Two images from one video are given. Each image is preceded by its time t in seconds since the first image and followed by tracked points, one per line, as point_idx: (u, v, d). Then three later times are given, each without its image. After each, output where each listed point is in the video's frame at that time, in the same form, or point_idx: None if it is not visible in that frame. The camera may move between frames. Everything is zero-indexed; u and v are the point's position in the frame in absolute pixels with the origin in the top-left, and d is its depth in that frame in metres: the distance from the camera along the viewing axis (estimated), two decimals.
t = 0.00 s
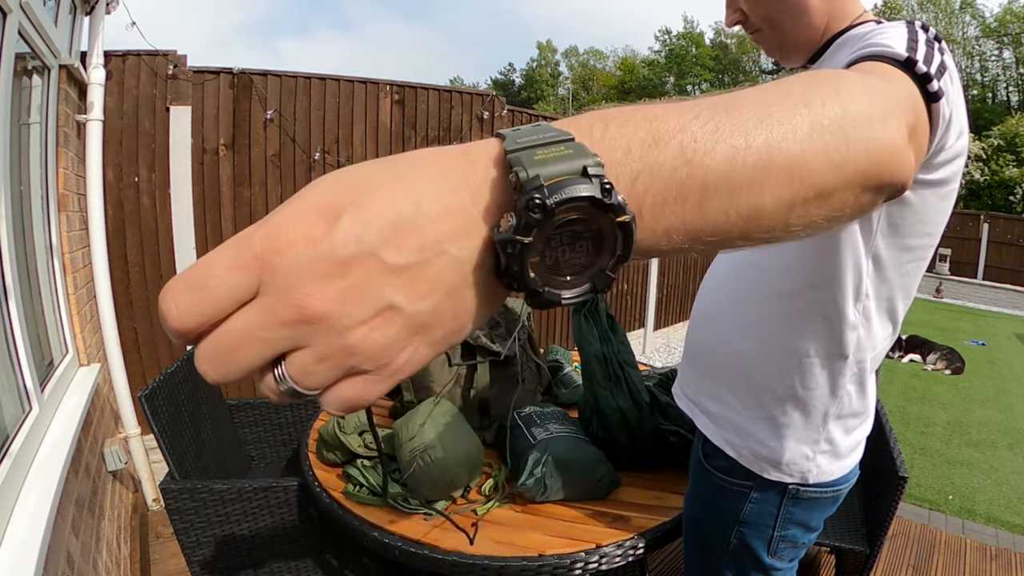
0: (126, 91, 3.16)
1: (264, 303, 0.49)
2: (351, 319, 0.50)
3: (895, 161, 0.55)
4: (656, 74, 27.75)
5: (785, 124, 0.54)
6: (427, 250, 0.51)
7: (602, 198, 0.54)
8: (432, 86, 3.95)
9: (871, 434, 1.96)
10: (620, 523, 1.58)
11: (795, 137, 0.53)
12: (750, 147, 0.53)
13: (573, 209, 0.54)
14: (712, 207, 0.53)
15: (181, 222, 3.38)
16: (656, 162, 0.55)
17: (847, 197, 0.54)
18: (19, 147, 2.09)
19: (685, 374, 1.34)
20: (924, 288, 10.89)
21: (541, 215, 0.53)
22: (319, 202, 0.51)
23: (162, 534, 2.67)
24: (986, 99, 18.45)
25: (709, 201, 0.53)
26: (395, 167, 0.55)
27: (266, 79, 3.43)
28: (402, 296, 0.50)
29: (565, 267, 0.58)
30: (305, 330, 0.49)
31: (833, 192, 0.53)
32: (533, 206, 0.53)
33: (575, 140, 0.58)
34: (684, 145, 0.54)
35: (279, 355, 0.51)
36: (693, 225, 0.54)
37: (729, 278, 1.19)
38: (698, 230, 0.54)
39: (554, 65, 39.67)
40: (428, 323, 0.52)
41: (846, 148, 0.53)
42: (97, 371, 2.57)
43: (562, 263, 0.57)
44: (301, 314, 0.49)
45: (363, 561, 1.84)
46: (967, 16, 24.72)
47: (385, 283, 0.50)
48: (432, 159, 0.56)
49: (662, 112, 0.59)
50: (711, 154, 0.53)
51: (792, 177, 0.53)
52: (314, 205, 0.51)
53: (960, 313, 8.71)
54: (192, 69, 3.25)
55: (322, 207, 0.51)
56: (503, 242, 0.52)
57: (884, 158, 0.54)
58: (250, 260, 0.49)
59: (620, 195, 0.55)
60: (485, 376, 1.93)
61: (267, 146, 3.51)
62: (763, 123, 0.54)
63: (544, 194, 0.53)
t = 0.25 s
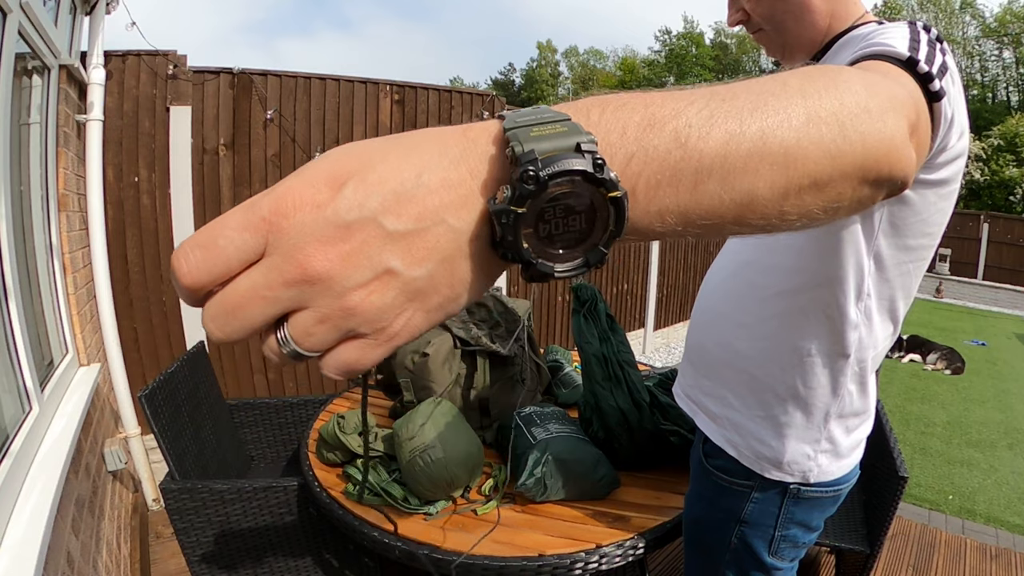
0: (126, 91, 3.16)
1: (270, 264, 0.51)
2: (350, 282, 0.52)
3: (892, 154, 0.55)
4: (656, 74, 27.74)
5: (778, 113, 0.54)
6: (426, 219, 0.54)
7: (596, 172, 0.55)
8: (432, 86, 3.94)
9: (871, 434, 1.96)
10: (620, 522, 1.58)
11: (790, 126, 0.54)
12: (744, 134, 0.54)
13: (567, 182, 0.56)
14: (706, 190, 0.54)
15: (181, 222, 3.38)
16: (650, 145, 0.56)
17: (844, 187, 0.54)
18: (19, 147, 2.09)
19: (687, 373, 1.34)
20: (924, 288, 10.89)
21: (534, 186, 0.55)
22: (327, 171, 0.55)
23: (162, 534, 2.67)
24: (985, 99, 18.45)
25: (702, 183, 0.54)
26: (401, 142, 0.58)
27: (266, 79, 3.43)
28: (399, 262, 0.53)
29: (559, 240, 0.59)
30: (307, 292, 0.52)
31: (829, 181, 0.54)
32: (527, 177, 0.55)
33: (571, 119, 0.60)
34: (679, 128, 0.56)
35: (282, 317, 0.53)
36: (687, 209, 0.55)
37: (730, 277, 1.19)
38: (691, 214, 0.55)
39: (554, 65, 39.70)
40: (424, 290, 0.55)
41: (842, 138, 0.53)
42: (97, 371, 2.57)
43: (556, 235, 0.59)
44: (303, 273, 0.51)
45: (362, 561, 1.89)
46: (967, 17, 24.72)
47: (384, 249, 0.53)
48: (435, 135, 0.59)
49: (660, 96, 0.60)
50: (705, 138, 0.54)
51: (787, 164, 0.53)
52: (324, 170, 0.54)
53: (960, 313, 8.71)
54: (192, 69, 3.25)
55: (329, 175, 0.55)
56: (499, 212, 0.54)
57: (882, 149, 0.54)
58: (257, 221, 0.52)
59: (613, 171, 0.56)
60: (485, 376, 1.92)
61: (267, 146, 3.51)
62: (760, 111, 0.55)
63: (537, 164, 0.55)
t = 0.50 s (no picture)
0: (126, 91, 3.16)
1: (272, 250, 0.51)
2: (348, 268, 0.52)
3: (884, 148, 0.55)
4: (657, 74, 27.72)
5: (768, 107, 0.54)
6: (422, 208, 0.54)
7: (585, 161, 0.55)
8: (432, 86, 3.94)
9: (871, 434, 1.96)
10: (620, 523, 1.58)
11: (780, 119, 0.54)
12: (734, 127, 0.54)
13: (556, 171, 0.56)
14: (696, 182, 0.54)
15: (181, 222, 3.38)
16: (640, 137, 0.56)
17: (835, 181, 0.54)
18: (19, 147, 2.09)
19: (687, 373, 1.34)
20: (924, 288, 10.89)
21: (525, 176, 0.55)
22: (326, 163, 0.55)
23: (162, 534, 2.67)
24: (985, 99, 18.47)
25: (692, 176, 0.54)
26: (400, 136, 0.58)
27: (266, 79, 3.43)
28: (396, 249, 0.53)
29: (551, 230, 0.59)
30: (307, 278, 0.52)
31: (820, 175, 0.54)
32: (518, 167, 0.55)
33: (562, 113, 0.60)
34: (670, 121, 0.56)
35: (284, 303, 0.53)
36: (677, 200, 0.55)
37: (730, 277, 1.19)
38: (682, 206, 0.55)
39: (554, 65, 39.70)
40: (420, 277, 0.54)
41: (832, 132, 0.53)
42: (97, 371, 2.57)
43: (547, 225, 0.58)
44: (303, 259, 0.51)
45: (363, 561, 1.90)
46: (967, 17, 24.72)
47: (381, 236, 0.53)
48: (431, 129, 0.59)
49: (650, 91, 0.60)
50: (695, 131, 0.54)
51: (776, 157, 0.53)
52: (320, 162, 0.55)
53: (959, 313, 8.72)
54: (192, 69, 3.25)
55: (329, 165, 0.55)
56: (490, 201, 0.54)
57: (874, 144, 0.54)
58: (260, 210, 0.52)
59: (602, 163, 0.56)
60: (485, 376, 1.92)
61: (267, 146, 3.51)
62: (749, 104, 0.55)
63: (527, 154, 0.55)
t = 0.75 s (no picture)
0: (126, 91, 3.16)
1: (273, 245, 0.51)
2: (348, 263, 0.52)
3: (883, 145, 0.55)
4: (657, 74, 27.72)
5: (766, 104, 0.54)
6: (421, 204, 0.54)
7: (584, 157, 0.56)
8: (432, 86, 3.94)
9: (871, 434, 1.96)
10: (620, 522, 1.58)
11: (777, 116, 0.54)
12: (732, 123, 0.54)
13: (554, 167, 0.56)
14: (695, 178, 0.54)
15: (181, 222, 3.38)
16: (639, 135, 0.56)
17: (834, 177, 0.54)
18: (19, 147, 2.09)
19: (687, 372, 1.34)
20: (924, 288, 10.88)
21: (524, 171, 0.56)
22: (327, 159, 0.55)
23: (161, 534, 2.67)
24: (985, 100, 18.47)
25: (690, 172, 0.54)
26: (401, 132, 0.58)
27: (266, 79, 3.43)
28: (395, 244, 0.53)
29: (549, 225, 0.59)
30: (308, 273, 0.52)
31: (819, 172, 0.54)
32: (517, 162, 0.55)
33: (562, 110, 0.61)
34: (668, 118, 0.56)
35: (285, 298, 0.53)
36: (677, 196, 0.55)
37: (731, 277, 1.19)
38: (681, 202, 0.55)
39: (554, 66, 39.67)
40: (420, 273, 0.54)
41: (830, 128, 0.53)
42: (97, 371, 2.57)
43: (547, 221, 0.59)
44: (305, 254, 0.51)
45: (363, 561, 1.91)
46: (967, 17, 24.71)
47: (381, 232, 0.53)
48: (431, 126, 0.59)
49: (648, 89, 0.60)
50: (692, 128, 0.54)
51: (774, 154, 0.53)
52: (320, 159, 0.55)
53: (959, 313, 8.71)
54: (192, 69, 3.25)
55: (329, 162, 0.54)
56: (489, 196, 0.54)
57: (873, 140, 0.54)
58: (262, 205, 0.52)
59: (602, 159, 0.56)
60: (485, 376, 1.92)
61: (267, 146, 3.51)
62: (747, 101, 0.55)
63: (526, 150, 0.56)
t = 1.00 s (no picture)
0: (126, 91, 3.16)
1: (283, 268, 0.52)
2: (358, 284, 0.52)
3: (882, 153, 0.55)
4: (657, 74, 27.71)
5: (764, 117, 0.54)
6: (427, 226, 0.54)
7: (585, 176, 0.56)
8: (432, 86, 3.94)
9: (871, 434, 1.96)
10: (620, 522, 1.58)
11: (776, 128, 0.54)
12: (731, 137, 0.54)
13: (555, 186, 0.56)
14: (696, 193, 0.54)
15: (182, 222, 3.39)
16: (639, 151, 0.56)
17: (833, 187, 0.54)
18: (19, 148, 2.09)
19: (687, 372, 1.34)
20: (924, 288, 10.88)
21: (525, 191, 0.56)
22: (331, 185, 0.55)
23: (162, 534, 2.67)
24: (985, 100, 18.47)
25: (691, 186, 0.54)
26: (402, 157, 0.58)
27: (266, 79, 3.43)
28: (402, 266, 0.53)
29: (553, 243, 0.59)
30: (319, 294, 0.52)
31: (818, 182, 0.54)
32: (518, 183, 0.55)
33: (562, 129, 0.61)
34: (667, 134, 0.56)
35: (297, 319, 0.53)
36: (678, 211, 0.55)
37: (730, 277, 1.19)
38: (683, 216, 0.55)
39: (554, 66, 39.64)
40: (427, 293, 0.54)
41: (829, 138, 0.53)
42: (97, 371, 2.57)
43: (550, 239, 0.59)
44: (315, 277, 0.52)
45: (363, 561, 1.91)
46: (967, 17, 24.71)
47: (388, 254, 0.53)
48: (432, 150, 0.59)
49: (648, 104, 0.60)
50: (691, 143, 0.54)
51: (774, 166, 0.53)
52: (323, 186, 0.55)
53: (959, 313, 8.71)
54: (192, 69, 3.25)
55: (334, 188, 0.54)
56: (493, 216, 0.54)
57: (871, 149, 0.54)
58: (273, 232, 0.52)
59: (602, 176, 0.56)
60: (485, 376, 1.92)
61: (267, 146, 3.51)
62: (744, 116, 0.55)
63: (527, 171, 0.55)
